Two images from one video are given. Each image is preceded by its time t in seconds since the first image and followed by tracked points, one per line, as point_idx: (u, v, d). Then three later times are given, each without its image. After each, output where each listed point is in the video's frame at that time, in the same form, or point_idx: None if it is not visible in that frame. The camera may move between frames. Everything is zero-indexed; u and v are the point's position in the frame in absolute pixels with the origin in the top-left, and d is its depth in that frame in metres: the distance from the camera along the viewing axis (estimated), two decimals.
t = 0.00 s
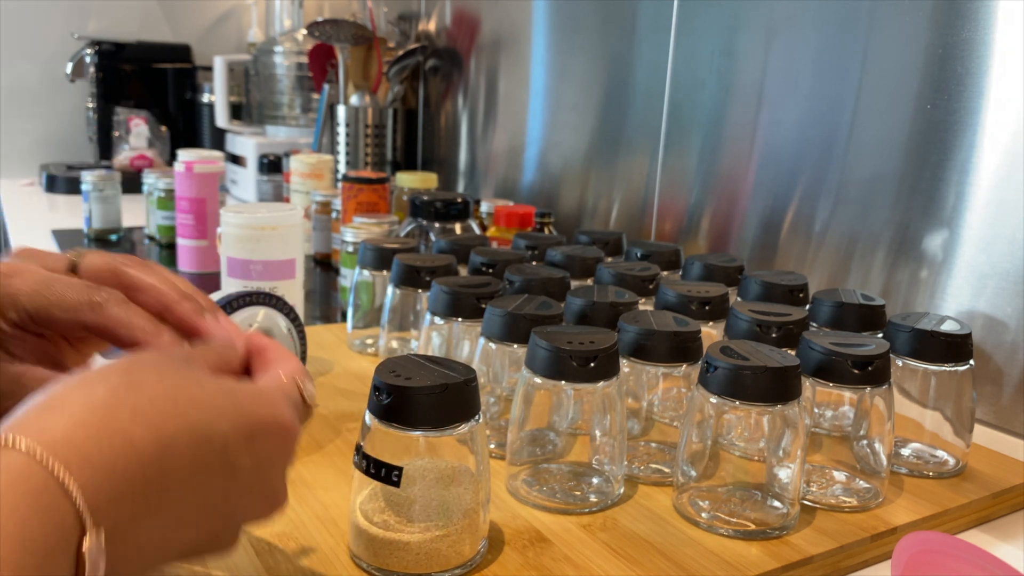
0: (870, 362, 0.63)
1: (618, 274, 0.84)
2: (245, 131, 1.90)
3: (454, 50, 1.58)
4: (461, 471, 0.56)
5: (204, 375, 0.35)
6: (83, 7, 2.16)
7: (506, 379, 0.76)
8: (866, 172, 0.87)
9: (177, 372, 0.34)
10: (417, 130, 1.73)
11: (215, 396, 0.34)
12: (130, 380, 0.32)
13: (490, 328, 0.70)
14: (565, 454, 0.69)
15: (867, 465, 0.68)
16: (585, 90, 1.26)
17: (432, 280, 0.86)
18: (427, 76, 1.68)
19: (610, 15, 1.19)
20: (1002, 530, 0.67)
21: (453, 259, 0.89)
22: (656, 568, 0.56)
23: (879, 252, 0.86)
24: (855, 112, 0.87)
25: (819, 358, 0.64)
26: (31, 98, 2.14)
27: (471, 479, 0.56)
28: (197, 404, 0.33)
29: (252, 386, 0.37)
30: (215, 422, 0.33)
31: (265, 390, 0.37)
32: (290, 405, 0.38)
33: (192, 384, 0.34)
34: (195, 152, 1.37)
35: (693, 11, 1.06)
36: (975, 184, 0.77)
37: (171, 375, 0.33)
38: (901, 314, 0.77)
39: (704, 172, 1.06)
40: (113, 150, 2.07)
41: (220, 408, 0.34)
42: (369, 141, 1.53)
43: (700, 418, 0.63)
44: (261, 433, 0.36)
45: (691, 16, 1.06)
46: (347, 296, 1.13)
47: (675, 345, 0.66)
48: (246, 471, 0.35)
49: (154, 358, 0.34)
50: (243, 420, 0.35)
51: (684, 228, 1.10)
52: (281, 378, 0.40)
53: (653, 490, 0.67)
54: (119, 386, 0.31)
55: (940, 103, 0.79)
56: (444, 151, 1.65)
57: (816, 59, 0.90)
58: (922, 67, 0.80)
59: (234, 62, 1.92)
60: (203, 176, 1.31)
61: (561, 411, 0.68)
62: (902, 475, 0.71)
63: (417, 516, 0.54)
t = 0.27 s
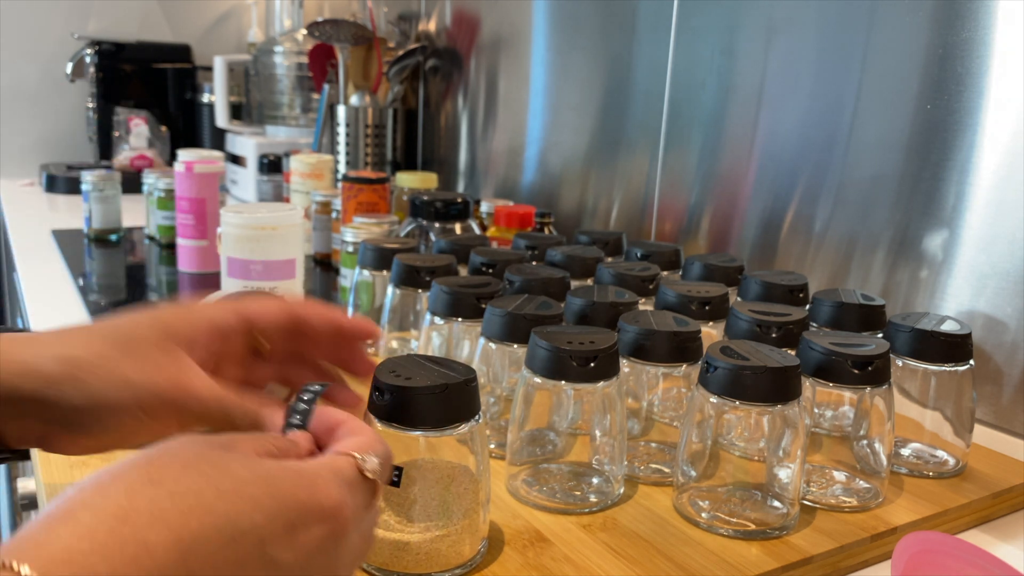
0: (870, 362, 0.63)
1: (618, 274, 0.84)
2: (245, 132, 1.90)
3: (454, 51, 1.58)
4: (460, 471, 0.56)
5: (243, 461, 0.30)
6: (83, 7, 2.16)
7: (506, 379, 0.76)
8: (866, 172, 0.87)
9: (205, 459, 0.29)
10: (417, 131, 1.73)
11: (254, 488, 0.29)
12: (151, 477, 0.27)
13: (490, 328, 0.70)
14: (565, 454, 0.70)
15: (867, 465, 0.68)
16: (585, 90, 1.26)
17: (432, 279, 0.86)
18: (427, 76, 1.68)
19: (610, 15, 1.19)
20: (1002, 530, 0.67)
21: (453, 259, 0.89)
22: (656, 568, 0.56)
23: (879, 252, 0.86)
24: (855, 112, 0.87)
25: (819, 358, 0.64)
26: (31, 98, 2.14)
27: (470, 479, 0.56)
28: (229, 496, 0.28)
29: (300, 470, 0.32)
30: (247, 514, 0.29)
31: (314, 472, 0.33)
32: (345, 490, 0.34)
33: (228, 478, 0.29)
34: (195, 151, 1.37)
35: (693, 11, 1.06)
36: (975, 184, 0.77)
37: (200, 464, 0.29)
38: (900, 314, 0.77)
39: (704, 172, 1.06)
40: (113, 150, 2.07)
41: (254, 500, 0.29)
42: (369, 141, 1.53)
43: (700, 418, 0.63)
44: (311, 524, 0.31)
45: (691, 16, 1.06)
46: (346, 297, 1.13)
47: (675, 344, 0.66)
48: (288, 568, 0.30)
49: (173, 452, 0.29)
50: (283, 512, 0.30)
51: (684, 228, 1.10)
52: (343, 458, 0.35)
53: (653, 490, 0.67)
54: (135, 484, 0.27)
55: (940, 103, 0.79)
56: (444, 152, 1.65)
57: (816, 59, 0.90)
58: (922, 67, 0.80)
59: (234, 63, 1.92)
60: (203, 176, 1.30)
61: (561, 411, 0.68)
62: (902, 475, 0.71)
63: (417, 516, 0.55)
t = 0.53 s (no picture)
0: (870, 362, 0.63)
1: (618, 274, 0.84)
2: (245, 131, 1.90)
3: (454, 50, 1.58)
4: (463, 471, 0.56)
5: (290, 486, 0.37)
6: (83, 7, 2.16)
7: (506, 379, 0.76)
8: (866, 172, 0.87)
9: (251, 484, 0.36)
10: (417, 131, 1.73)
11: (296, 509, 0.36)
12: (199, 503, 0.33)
13: (490, 328, 0.70)
14: (565, 454, 0.69)
15: (868, 465, 0.68)
16: (585, 90, 1.26)
17: (432, 279, 0.86)
18: (427, 76, 1.68)
19: (611, 14, 1.19)
20: (1002, 530, 0.67)
21: (453, 259, 0.89)
22: (656, 569, 0.56)
23: (879, 252, 0.86)
24: (855, 112, 0.87)
25: (819, 358, 0.64)
26: (31, 99, 2.14)
27: (473, 480, 0.56)
28: (275, 517, 0.35)
29: (346, 488, 0.39)
30: (294, 537, 0.35)
31: (358, 493, 0.40)
32: (393, 505, 0.41)
33: (276, 499, 0.35)
34: (195, 152, 1.37)
35: (693, 11, 1.06)
36: (975, 184, 0.77)
37: (246, 490, 0.35)
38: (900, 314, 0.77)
39: (705, 172, 1.06)
40: (113, 150, 2.07)
41: (302, 521, 0.35)
42: (369, 141, 1.53)
43: (700, 418, 0.63)
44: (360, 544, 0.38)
45: (691, 16, 1.06)
46: (347, 296, 1.13)
47: (675, 344, 0.66)
48: None
49: (230, 476, 0.36)
50: (329, 529, 0.36)
51: (684, 228, 1.10)
52: (391, 468, 0.43)
53: (653, 490, 0.67)
54: (179, 513, 0.32)
55: (940, 103, 0.79)
56: (444, 152, 1.65)
57: (817, 59, 0.90)
58: (922, 67, 0.80)
59: (234, 62, 1.92)
60: (203, 176, 1.31)
61: (561, 411, 0.67)
62: (902, 475, 0.71)
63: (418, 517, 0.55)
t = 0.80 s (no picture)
0: (870, 362, 0.63)
1: (618, 274, 0.84)
2: (245, 131, 1.89)
3: (454, 50, 1.58)
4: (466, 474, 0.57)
5: (408, 491, 0.33)
6: (83, 7, 2.16)
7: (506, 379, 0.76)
8: (866, 172, 0.87)
9: (369, 496, 0.32)
10: (417, 131, 1.73)
11: (411, 512, 0.32)
12: (316, 510, 0.31)
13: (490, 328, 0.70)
14: (565, 454, 0.70)
15: (867, 465, 0.68)
16: (585, 90, 1.26)
17: (432, 280, 0.86)
18: (427, 76, 1.68)
19: (611, 14, 1.19)
20: (1002, 530, 0.67)
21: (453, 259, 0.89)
22: (657, 569, 0.56)
23: (879, 252, 0.86)
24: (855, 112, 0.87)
25: (819, 358, 0.64)
26: (31, 99, 2.14)
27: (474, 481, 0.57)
28: (395, 526, 0.31)
29: (466, 494, 0.34)
30: (418, 545, 0.31)
31: (481, 489, 0.34)
32: (513, 507, 0.35)
33: (397, 509, 0.31)
34: (195, 152, 1.37)
35: (694, 12, 1.06)
36: (975, 184, 0.77)
37: (364, 504, 0.31)
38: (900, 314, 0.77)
39: (705, 172, 1.06)
40: (113, 150, 2.07)
41: (425, 529, 0.31)
42: (369, 141, 1.53)
43: (700, 418, 0.63)
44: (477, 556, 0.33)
45: (691, 16, 1.06)
46: (347, 296, 1.13)
47: (675, 345, 0.66)
48: None
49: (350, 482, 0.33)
50: (454, 538, 0.32)
51: (684, 228, 1.10)
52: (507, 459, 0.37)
53: (653, 490, 0.67)
54: (292, 528, 0.30)
55: (940, 103, 0.79)
56: (444, 152, 1.65)
57: (817, 59, 0.90)
58: (922, 67, 0.80)
59: (234, 62, 1.91)
60: (204, 176, 1.31)
61: (561, 412, 0.67)
62: (902, 475, 0.71)
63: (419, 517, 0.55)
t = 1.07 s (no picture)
0: (870, 361, 0.63)
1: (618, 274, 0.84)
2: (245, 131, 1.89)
3: (454, 50, 1.58)
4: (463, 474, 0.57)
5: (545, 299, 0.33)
6: (83, 7, 2.16)
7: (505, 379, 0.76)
8: (866, 172, 0.87)
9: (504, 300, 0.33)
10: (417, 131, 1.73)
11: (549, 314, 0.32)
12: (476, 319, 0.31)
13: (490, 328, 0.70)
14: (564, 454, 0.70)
15: (868, 465, 0.68)
16: (585, 90, 1.26)
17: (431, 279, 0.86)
18: (427, 76, 1.68)
19: (610, 14, 1.19)
20: (1002, 530, 0.67)
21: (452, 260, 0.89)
22: (656, 569, 0.56)
23: (879, 252, 0.86)
24: (855, 112, 0.87)
25: (819, 358, 0.64)
26: (31, 98, 2.14)
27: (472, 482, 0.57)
28: (535, 318, 0.32)
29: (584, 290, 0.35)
30: (560, 326, 0.32)
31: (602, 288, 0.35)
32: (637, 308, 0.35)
33: (531, 306, 0.32)
34: (195, 152, 1.37)
35: (694, 12, 1.06)
36: (975, 184, 0.77)
37: (501, 305, 0.32)
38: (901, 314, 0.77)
39: (704, 171, 1.06)
40: (113, 150, 2.07)
41: (563, 317, 0.32)
42: (369, 141, 1.53)
43: (700, 418, 0.63)
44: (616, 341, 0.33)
45: (691, 16, 1.06)
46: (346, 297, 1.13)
47: (675, 345, 0.66)
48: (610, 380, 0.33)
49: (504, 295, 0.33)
50: (589, 320, 0.33)
51: (684, 228, 1.10)
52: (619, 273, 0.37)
53: (653, 490, 0.67)
54: (459, 326, 0.31)
55: (940, 103, 0.79)
56: (444, 152, 1.65)
57: (816, 59, 0.90)
58: (922, 67, 0.80)
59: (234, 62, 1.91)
60: (204, 176, 1.31)
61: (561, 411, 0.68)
62: (902, 475, 0.71)
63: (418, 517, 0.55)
